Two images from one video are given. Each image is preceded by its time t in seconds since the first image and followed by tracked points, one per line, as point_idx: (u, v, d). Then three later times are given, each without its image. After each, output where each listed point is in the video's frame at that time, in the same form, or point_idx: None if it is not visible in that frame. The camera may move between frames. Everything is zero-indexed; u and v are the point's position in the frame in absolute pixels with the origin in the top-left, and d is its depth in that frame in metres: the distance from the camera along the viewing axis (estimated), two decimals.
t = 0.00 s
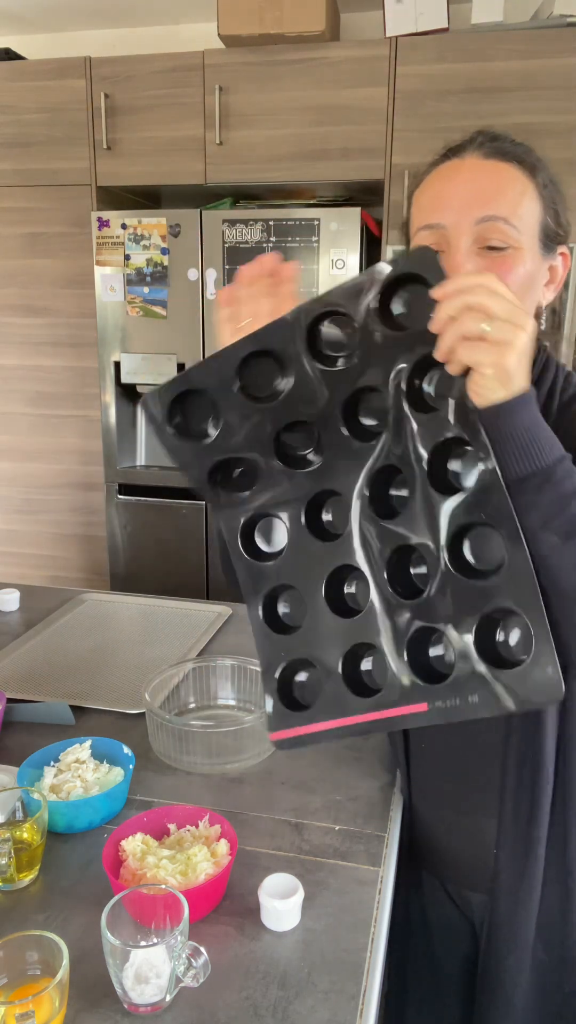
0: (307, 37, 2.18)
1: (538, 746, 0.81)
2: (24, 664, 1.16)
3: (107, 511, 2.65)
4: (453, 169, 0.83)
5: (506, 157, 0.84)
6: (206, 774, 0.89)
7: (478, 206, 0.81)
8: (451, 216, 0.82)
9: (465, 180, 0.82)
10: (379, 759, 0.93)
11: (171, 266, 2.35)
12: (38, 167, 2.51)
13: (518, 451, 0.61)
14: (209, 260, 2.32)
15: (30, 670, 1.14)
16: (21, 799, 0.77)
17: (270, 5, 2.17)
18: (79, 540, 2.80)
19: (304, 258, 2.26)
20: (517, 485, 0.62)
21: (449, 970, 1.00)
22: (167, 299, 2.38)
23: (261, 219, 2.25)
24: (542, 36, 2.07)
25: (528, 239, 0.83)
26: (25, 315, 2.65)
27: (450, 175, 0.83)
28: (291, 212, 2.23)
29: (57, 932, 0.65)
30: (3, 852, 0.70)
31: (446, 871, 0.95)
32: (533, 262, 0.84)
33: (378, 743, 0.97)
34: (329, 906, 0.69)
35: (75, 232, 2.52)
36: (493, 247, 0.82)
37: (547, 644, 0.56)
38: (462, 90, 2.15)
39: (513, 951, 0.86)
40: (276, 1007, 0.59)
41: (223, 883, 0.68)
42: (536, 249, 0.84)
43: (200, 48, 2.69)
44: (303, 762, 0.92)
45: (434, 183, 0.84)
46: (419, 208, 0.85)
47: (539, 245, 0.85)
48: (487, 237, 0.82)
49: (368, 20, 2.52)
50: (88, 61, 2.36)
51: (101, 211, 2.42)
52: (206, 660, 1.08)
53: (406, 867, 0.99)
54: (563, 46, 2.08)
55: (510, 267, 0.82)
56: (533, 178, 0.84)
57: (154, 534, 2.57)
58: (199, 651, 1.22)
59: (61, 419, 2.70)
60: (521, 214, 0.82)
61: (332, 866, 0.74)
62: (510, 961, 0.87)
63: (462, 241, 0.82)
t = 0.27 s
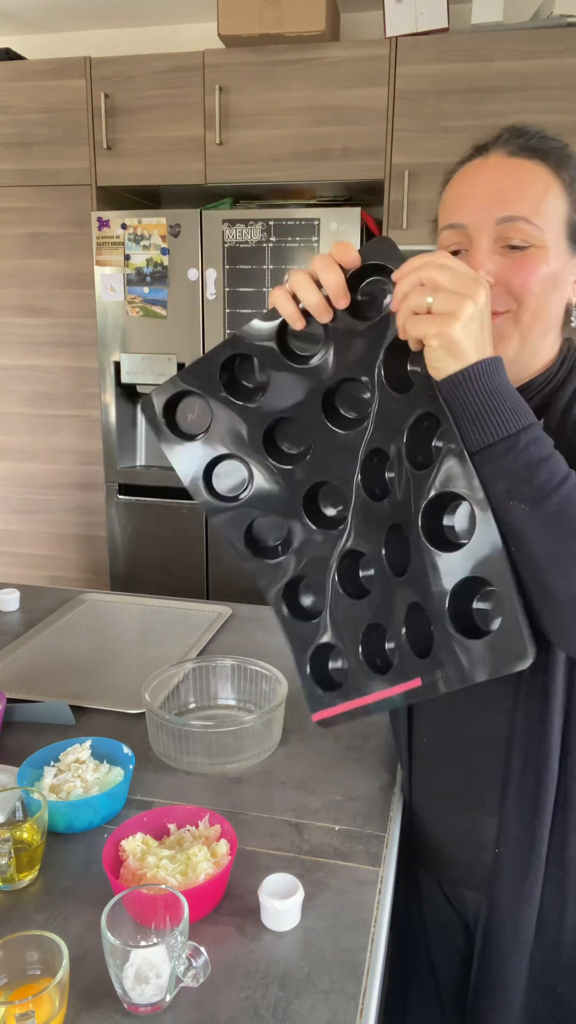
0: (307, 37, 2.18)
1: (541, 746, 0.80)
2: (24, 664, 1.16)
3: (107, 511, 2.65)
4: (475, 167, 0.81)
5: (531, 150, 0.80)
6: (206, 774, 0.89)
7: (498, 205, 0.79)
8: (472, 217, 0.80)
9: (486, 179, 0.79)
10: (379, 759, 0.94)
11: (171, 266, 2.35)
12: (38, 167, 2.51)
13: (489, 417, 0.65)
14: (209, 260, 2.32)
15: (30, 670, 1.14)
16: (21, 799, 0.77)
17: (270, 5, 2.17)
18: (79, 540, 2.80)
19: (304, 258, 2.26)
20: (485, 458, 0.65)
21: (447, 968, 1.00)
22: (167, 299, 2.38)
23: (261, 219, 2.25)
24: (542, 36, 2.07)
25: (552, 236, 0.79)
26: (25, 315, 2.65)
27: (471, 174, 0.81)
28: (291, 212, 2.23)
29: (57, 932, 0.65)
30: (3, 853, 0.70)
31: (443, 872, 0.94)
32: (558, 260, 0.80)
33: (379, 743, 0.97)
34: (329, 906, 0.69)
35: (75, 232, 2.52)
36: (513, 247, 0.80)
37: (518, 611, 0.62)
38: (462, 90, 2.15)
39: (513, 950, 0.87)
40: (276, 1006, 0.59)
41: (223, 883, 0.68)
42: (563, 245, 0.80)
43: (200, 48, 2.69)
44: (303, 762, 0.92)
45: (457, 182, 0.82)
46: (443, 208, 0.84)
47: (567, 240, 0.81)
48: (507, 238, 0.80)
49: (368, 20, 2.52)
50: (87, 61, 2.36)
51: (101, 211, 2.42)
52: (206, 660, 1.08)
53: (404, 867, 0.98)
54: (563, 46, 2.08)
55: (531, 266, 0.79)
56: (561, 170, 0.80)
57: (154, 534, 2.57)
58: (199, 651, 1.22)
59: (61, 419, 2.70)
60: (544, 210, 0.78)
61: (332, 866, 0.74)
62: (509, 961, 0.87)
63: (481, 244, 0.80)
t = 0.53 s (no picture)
0: (307, 37, 2.18)
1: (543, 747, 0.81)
2: (24, 664, 1.16)
3: (107, 511, 2.64)
4: (495, 164, 0.82)
5: (552, 147, 0.80)
6: (206, 774, 0.89)
7: (515, 202, 0.79)
8: (489, 214, 0.81)
9: (504, 175, 0.80)
10: (378, 759, 0.94)
11: (171, 267, 2.35)
12: (38, 167, 2.51)
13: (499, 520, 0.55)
14: (209, 260, 2.32)
15: (30, 670, 1.14)
16: (21, 799, 0.77)
17: (269, 5, 2.17)
18: (80, 540, 2.81)
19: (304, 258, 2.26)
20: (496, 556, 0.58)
21: (442, 968, 1.00)
22: (167, 299, 2.38)
23: (261, 219, 2.25)
24: (542, 36, 2.07)
25: (569, 234, 0.78)
26: (25, 315, 2.65)
27: (491, 171, 0.82)
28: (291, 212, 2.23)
29: (57, 933, 0.65)
30: (3, 853, 0.70)
31: (439, 872, 0.94)
32: None
33: (378, 743, 0.97)
34: (329, 906, 0.69)
35: (75, 232, 2.52)
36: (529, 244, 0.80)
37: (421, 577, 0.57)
38: (462, 90, 2.15)
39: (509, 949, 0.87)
40: (276, 1006, 0.59)
41: (223, 883, 0.68)
42: None
43: (200, 48, 2.69)
44: (303, 762, 0.93)
45: (478, 179, 0.83)
46: (463, 204, 0.85)
47: None
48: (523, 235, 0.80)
49: (368, 20, 2.52)
50: (87, 61, 2.36)
51: (101, 211, 2.42)
52: (206, 660, 1.08)
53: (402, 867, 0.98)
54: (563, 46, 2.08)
55: (546, 263, 0.78)
56: None
57: (154, 534, 2.57)
58: (199, 651, 1.22)
59: (61, 419, 2.70)
60: (562, 208, 0.78)
61: (332, 866, 0.74)
62: (504, 958, 0.88)
63: (496, 241, 0.81)
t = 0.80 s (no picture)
0: (307, 37, 2.18)
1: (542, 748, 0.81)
2: (24, 664, 1.16)
3: (107, 512, 2.64)
4: (500, 159, 0.81)
5: (557, 144, 0.79)
6: (206, 774, 0.89)
7: (520, 197, 0.79)
8: (493, 209, 0.81)
9: (509, 170, 0.80)
10: (379, 758, 0.94)
11: (171, 266, 2.35)
12: (38, 167, 2.51)
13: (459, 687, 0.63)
14: (209, 260, 2.32)
15: (30, 670, 1.15)
16: (21, 799, 0.77)
17: (270, 5, 2.17)
18: (80, 540, 2.81)
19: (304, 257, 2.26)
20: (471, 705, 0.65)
21: (441, 971, 0.99)
22: (167, 299, 2.38)
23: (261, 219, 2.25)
24: (543, 36, 2.07)
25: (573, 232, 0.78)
26: (25, 315, 2.65)
27: (495, 166, 0.81)
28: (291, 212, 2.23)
29: (57, 933, 0.66)
30: (3, 852, 0.70)
31: (439, 874, 0.94)
32: None
33: (379, 743, 0.97)
34: (329, 906, 0.69)
35: (75, 231, 2.52)
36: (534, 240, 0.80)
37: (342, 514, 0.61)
38: (462, 90, 2.15)
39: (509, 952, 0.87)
40: (276, 1006, 0.59)
41: (223, 884, 0.68)
42: None
43: (200, 48, 2.69)
44: (304, 762, 0.93)
45: (482, 172, 0.83)
46: (467, 198, 0.85)
47: None
48: (528, 231, 0.80)
49: (368, 20, 2.52)
50: (87, 61, 2.36)
51: (102, 211, 2.42)
52: (206, 660, 1.08)
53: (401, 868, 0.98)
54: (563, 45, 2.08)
55: (551, 260, 0.78)
56: None
57: (154, 534, 2.57)
58: (200, 651, 1.22)
59: (61, 419, 2.70)
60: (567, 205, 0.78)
61: (333, 866, 0.74)
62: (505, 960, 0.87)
63: (500, 236, 0.81)
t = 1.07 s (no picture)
0: (307, 37, 2.18)
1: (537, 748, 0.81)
2: (24, 664, 1.17)
3: (107, 512, 2.64)
4: (498, 160, 0.81)
5: (555, 144, 0.80)
6: (206, 774, 0.89)
7: (519, 198, 0.79)
8: (491, 211, 0.81)
9: (507, 172, 0.80)
10: (379, 758, 0.94)
11: (171, 266, 2.35)
12: (38, 167, 2.51)
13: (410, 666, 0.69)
14: (209, 260, 2.32)
15: (30, 670, 1.15)
16: (21, 799, 0.77)
17: (270, 5, 2.17)
18: (80, 540, 2.81)
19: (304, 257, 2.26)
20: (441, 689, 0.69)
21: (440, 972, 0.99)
22: (167, 299, 2.38)
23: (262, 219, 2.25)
24: (542, 36, 2.07)
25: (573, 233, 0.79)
26: (25, 315, 2.65)
27: (493, 167, 0.81)
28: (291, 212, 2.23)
29: (57, 933, 0.66)
30: (3, 852, 0.70)
31: (438, 873, 0.94)
32: None
33: (379, 743, 0.97)
34: (329, 906, 0.69)
35: (75, 232, 2.52)
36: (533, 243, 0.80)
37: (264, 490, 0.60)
38: (462, 90, 2.15)
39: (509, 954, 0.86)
40: (276, 1006, 0.59)
41: (223, 883, 0.68)
42: None
43: (200, 48, 2.69)
44: (304, 762, 0.93)
45: (480, 174, 0.83)
46: (465, 200, 0.84)
47: None
48: (528, 233, 0.80)
49: (368, 20, 2.52)
50: (87, 61, 2.36)
51: (101, 211, 2.42)
52: (206, 660, 1.08)
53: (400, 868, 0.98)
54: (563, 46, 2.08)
55: (552, 263, 0.78)
56: None
57: (155, 534, 2.57)
58: (200, 651, 1.22)
59: (61, 419, 2.70)
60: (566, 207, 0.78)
61: (332, 866, 0.74)
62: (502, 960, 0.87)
63: (500, 238, 0.81)
